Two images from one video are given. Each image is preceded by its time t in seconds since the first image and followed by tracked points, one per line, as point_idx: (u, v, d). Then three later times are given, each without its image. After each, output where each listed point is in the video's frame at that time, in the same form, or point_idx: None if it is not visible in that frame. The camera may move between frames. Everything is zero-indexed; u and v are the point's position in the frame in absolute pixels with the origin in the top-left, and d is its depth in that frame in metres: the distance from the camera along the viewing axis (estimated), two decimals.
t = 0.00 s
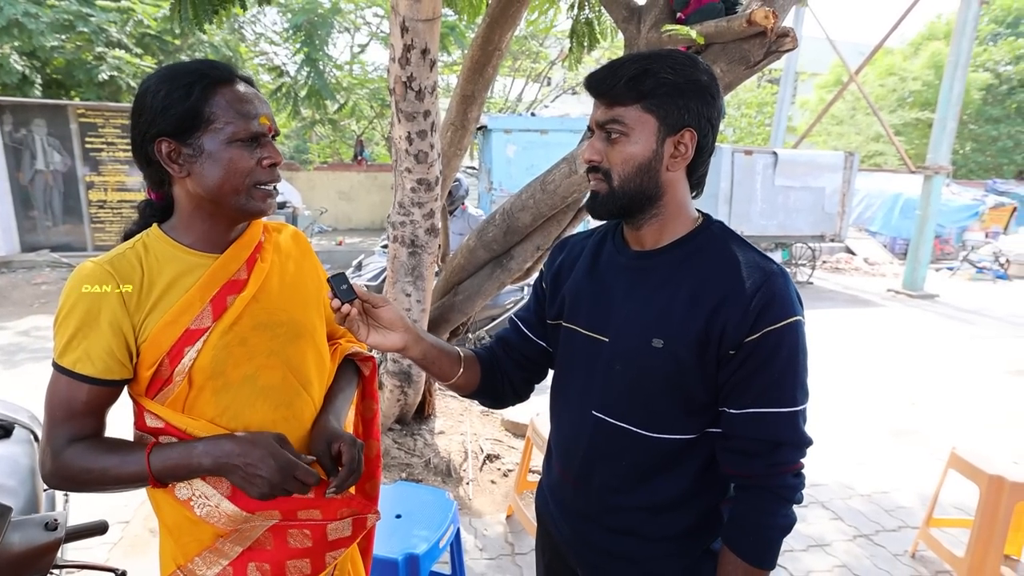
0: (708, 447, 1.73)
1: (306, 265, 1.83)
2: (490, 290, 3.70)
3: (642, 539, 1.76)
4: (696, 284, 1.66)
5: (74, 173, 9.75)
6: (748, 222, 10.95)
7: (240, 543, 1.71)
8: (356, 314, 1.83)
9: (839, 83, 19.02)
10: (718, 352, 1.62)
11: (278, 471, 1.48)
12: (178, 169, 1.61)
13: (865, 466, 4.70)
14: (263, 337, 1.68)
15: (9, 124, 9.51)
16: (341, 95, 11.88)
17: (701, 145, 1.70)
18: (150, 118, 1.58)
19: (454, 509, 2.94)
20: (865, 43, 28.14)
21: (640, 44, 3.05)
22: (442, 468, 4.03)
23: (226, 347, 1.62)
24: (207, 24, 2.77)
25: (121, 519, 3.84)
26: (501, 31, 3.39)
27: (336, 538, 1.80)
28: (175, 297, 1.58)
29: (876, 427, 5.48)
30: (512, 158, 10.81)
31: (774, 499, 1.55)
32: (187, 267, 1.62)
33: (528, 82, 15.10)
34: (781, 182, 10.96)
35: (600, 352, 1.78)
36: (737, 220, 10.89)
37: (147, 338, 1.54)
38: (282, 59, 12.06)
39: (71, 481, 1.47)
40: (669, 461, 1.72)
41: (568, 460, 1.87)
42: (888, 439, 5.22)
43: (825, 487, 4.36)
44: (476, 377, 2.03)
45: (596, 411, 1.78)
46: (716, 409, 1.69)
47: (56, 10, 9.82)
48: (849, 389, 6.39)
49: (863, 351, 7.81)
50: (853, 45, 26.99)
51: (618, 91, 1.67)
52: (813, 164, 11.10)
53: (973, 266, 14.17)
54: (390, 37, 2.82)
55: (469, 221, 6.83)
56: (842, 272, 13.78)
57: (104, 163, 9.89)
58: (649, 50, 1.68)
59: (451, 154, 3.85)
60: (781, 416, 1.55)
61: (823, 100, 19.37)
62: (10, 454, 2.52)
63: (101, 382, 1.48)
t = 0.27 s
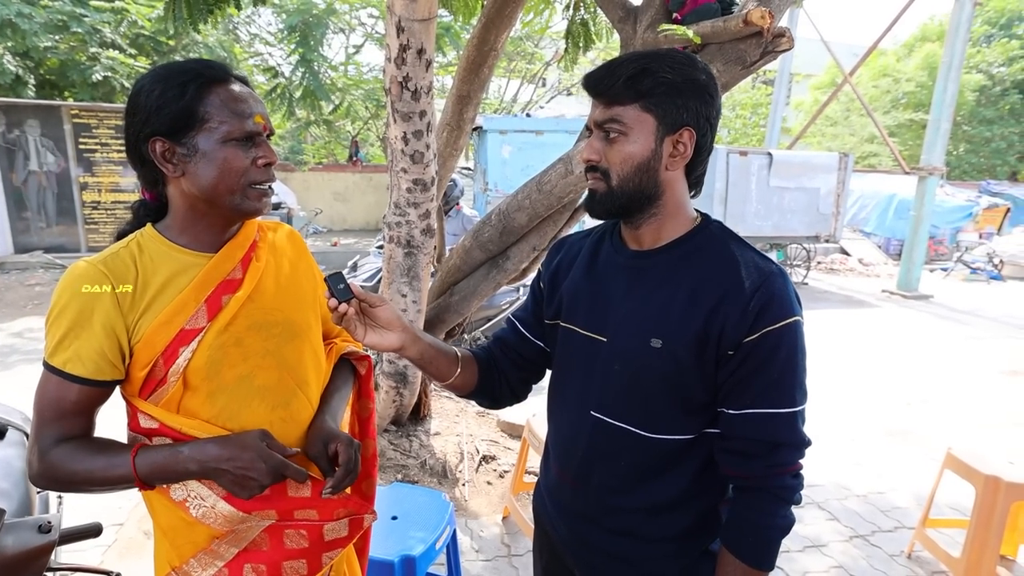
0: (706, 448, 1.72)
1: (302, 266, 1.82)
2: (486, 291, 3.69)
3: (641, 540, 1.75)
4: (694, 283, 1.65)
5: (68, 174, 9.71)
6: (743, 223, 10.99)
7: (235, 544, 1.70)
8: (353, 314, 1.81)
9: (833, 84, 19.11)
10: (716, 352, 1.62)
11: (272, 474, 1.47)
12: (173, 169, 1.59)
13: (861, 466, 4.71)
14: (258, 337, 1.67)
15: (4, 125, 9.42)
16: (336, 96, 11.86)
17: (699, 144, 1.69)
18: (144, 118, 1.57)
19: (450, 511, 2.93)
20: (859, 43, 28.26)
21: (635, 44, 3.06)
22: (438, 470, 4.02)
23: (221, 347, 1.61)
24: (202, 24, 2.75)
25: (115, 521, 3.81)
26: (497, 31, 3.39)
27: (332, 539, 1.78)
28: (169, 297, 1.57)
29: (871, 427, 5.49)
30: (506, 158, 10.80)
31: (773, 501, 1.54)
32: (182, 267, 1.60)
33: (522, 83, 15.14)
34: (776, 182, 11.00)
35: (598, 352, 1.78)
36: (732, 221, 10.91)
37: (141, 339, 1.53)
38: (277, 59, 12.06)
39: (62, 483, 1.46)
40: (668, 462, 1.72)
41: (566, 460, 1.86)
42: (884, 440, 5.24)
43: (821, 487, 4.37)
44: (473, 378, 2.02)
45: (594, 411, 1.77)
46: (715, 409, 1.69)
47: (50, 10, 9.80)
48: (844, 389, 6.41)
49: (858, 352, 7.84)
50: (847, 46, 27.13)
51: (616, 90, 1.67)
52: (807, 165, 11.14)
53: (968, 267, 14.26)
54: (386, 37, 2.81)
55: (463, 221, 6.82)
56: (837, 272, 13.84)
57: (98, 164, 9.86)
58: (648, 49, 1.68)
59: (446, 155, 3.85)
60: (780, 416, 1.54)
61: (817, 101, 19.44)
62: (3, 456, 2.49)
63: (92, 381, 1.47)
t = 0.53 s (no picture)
0: (713, 453, 1.71)
1: (308, 265, 1.81)
2: (491, 290, 3.68)
3: (645, 545, 1.74)
4: (703, 286, 1.64)
5: (82, 173, 9.76)
6: (753, 224, 10.94)
7: (239, 539, 1.69)
8: (358, 314, 1.81)
9: (846, 83, 19.00)
10: (725, 356, 1.60)
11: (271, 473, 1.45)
12: (178, 166, 1.59)
13: (872, 474, 4.68)
14: (264, 335, 1.66)
15: (20, 125, 9.42)
16: (344, 95, 11.87)
17: (708, 144, 1.68)
18: (151, 115, 1.57)
19: (453, 510, 2.92)
20: (872, 42, 28.07)
21: (643, 43, 3.03)
22: (442, 469, 4.02)
23: (226, 344, 1.60)
24: (210, 23, 2.75)
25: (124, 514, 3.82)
26: (503, 30, 3.37)
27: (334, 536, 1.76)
28: (176, 294, 1.57)
29: (883, 433, 5.46)
30: (512, 158, 10.80)
31: (780, 509, 1.53)
32: (188, 264, 1.60)
33: (531, 82, 15.13)
34: (786, 183, 10.94)
35: (604, 354, 1.76)
36: (741, 222, 10.86)
37: (147, 335, 1.52)
38: (285, 59, 12.08)
39: (69, 477, 1.46)
40: (674, 466, 1.70)
41: (570, 463, 1.85)
42: (896, 446, 5.20)
43: (832, 495, 4.35)
44: (477, 378, 2.01)
45: (599, 414, 1.76)
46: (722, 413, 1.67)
47: (66, 12, 9.87)
48: (855, 394, 6.37)
49: (869, 356, 7.80)
50: (861, 44, 26.94)
51: (624, 89, 1.65)
52: (818, 165, 11.08)
53: (987, 269, 14.18)
54: (392, 36, 2.79)
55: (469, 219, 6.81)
56: (848, 274, 13.76)
57: (111, 163, 9.93)
58: (657, 47, 1.66)
59: (452, 154, 3.84)
60: (789, 422, 1.53)
61: (830, 100, 19.33)
62: (16, 448, 2.51)
63: (101, 377, 1.46)
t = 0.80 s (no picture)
0: (726, 461, 1.68)
1: (320, 268, 1.82)
2: (507, 291, 3.67)
3: (656, 554, 1.72)
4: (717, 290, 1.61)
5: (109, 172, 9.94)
6: (776, 224, 10.79)
7: (252, 534, 1.68)
8: (368, 318, 1.80)
9: (874, 80, 18.64)
10: (739, 362, 1.57)
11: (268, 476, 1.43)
12: (190, 168, 1.61)
13: (897, 481, 4.59)
14: (274, 336, 1.67)
15: (50, 126, 9.60)
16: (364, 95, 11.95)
17: (723, 146, 1.65)
18: (165, 118, 1.58)
19: (467, 511, 2.92)
20: (903, 37, 27.51)
21: (662, 41, 3.00)
22: (457, 469, 4.02)
23: (238, 345, 1.61)
24: (230, 26, 2.77)
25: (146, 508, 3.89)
26: (520, 30, 3.35)
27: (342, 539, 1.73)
28: (188, 295, 1.58)
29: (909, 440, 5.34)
30: (532, 157, 10.76)
31: (796, 519, 1.50)
32: (201, 266, 1.61)
33: (551, 81, 15.11)
34: (811, 182, 10.78)
35: (615, 359, 1.74)
36: (764, 222, 10.72)
37: (160, 336, 1.53)
38: (307, 59, 12.20)
39: (84, 475, 1.47)
40: (686, 474, 1.68)
41: (581, 469, 1.83)
42: (922, 453, 5.09)
43: (855, 502, 4.27)
44: (488, 383, 2.00)
45: (610, 420, 1.74)
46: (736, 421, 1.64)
47: (95, 15, 10.09)
48: (880, 399, 6.25)
49: (895, 359, 7.64)
50: (891, 39, 26.39)
51: (636, 90, 1.63)
52: (844, 164, 10.89)
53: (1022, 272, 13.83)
54: (409, 36, 2.79)
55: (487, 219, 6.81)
56: (875, 276, 13.51)
57: (137, 163, 10.07)
58: (670, 48, 1.64)
59: (469, 154, 3.84)
60: (805, 432, 1.49)
61: (857, 97, 18.99)
62: (40, 443, 2.56)
63: (115, 377, 1.48)
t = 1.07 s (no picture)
0: (736, 473, 1.64)
1: (332, 269, 1.82)
2: (525, 293, 3.66)
3: (662, 565, 1.69)
4: (729, 298, 1.58)
5: (142, 169, 10.16)
6: (805, 229, 10.60)
7: (257, 531, 1.69)
8: (377, 320, 1.80)
9: (911, 82, 18.21)
10: (750, 373, 1.54)
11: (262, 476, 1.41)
12: (205, 169, 1.62)
13: (925, 497, 4.47)
14: (284, 335, 1.68)
15: (88, 124, 9.84)
16: (390, 95, 12.02)
17: (738, 151, 1.61)
18: (182, 119, 1.60)
19: (479, 513, 2.92)
20: (942, 38, 26.81)
21: (685, 43, 2.95)
22: (473, 470, 4.01)
23: (248, 344, 1.62)
24: (253, 26, 2.80)
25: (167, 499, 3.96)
26: (542, 31, 3.33)
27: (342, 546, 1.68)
28: (200, 293, 1.59)
29: (939, 454, 5.19)
30: (556, 158, 10.74)
31: (808, 537, 1.46)
32: (214, 264, 1.63)
33: (578, 82, 15.05)
34: (841, 186, 10.57)
35: (625, 367, 1.72)
36: (792, 226, 10.54)
37: (172, 333, 1.55)
38: (335, 59, 12.33)
39: (96, 466, 1.49)
40: (694, 486, 1.65)
41: (589, 476, 1.81)
42: (952, 468, 4.95)
43: (880, 516, 4.17)
44: (497, 387, 1.98)
45: (618, 428, 1.72)
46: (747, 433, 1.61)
47: (131, 16, 10.34)
48: (908, 410, 6.10)
49: (926, 369, 7.45)
50: (929, 39, 25.75)
51: (650, 93, 1.60)
52: (877, 168, 10.65)
53: None
54: (429, 37, 2.79)
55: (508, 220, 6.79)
56: (908, 283, 13.19)
57: (169, 161, 10.32)
58: (686, 51, 1.61)
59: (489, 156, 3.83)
60: (818, 447, 1.45)
61: (893, 99, 18.58)
62: (65, 433, 2.63)
63: (129, 371, 1.50)
